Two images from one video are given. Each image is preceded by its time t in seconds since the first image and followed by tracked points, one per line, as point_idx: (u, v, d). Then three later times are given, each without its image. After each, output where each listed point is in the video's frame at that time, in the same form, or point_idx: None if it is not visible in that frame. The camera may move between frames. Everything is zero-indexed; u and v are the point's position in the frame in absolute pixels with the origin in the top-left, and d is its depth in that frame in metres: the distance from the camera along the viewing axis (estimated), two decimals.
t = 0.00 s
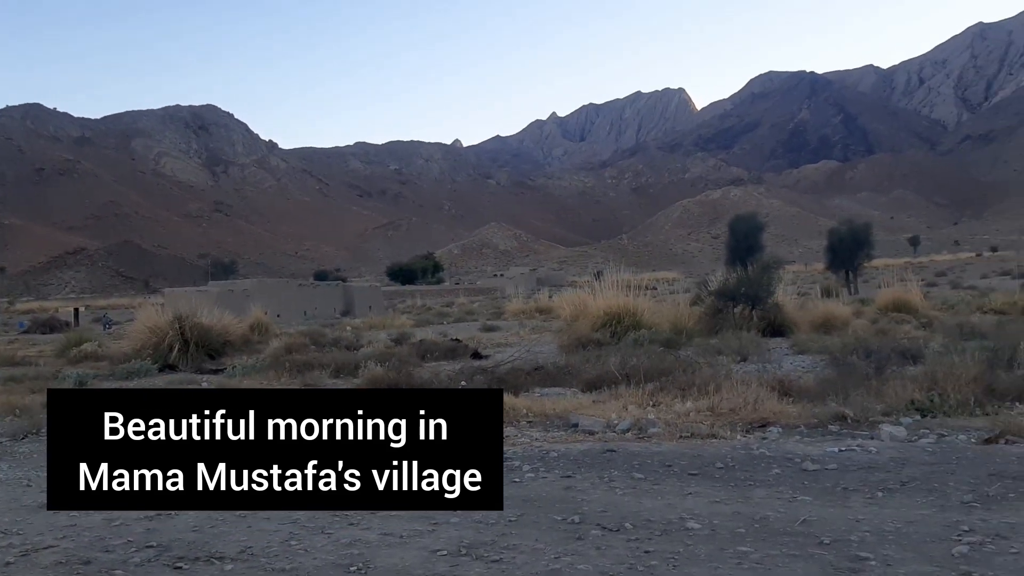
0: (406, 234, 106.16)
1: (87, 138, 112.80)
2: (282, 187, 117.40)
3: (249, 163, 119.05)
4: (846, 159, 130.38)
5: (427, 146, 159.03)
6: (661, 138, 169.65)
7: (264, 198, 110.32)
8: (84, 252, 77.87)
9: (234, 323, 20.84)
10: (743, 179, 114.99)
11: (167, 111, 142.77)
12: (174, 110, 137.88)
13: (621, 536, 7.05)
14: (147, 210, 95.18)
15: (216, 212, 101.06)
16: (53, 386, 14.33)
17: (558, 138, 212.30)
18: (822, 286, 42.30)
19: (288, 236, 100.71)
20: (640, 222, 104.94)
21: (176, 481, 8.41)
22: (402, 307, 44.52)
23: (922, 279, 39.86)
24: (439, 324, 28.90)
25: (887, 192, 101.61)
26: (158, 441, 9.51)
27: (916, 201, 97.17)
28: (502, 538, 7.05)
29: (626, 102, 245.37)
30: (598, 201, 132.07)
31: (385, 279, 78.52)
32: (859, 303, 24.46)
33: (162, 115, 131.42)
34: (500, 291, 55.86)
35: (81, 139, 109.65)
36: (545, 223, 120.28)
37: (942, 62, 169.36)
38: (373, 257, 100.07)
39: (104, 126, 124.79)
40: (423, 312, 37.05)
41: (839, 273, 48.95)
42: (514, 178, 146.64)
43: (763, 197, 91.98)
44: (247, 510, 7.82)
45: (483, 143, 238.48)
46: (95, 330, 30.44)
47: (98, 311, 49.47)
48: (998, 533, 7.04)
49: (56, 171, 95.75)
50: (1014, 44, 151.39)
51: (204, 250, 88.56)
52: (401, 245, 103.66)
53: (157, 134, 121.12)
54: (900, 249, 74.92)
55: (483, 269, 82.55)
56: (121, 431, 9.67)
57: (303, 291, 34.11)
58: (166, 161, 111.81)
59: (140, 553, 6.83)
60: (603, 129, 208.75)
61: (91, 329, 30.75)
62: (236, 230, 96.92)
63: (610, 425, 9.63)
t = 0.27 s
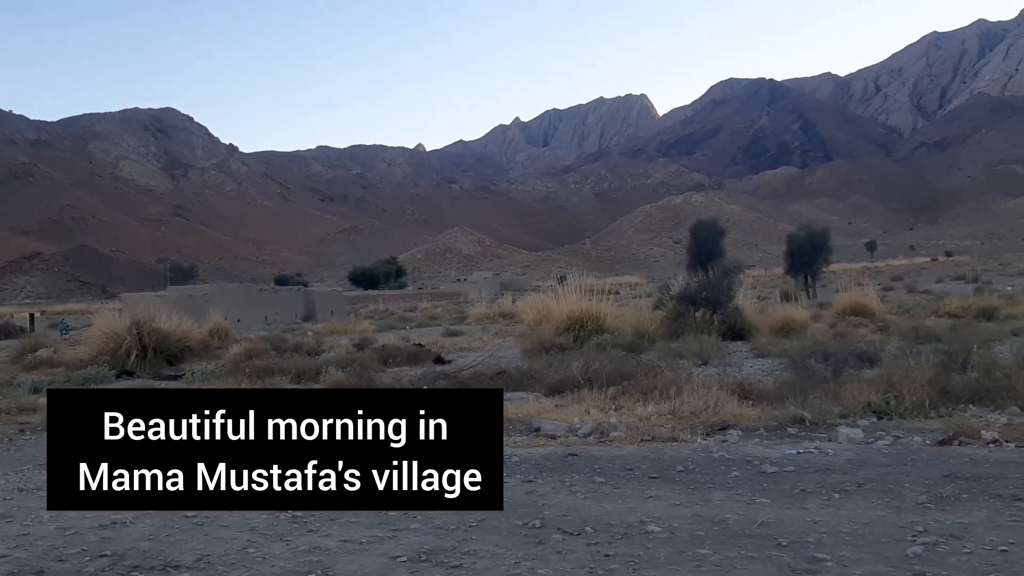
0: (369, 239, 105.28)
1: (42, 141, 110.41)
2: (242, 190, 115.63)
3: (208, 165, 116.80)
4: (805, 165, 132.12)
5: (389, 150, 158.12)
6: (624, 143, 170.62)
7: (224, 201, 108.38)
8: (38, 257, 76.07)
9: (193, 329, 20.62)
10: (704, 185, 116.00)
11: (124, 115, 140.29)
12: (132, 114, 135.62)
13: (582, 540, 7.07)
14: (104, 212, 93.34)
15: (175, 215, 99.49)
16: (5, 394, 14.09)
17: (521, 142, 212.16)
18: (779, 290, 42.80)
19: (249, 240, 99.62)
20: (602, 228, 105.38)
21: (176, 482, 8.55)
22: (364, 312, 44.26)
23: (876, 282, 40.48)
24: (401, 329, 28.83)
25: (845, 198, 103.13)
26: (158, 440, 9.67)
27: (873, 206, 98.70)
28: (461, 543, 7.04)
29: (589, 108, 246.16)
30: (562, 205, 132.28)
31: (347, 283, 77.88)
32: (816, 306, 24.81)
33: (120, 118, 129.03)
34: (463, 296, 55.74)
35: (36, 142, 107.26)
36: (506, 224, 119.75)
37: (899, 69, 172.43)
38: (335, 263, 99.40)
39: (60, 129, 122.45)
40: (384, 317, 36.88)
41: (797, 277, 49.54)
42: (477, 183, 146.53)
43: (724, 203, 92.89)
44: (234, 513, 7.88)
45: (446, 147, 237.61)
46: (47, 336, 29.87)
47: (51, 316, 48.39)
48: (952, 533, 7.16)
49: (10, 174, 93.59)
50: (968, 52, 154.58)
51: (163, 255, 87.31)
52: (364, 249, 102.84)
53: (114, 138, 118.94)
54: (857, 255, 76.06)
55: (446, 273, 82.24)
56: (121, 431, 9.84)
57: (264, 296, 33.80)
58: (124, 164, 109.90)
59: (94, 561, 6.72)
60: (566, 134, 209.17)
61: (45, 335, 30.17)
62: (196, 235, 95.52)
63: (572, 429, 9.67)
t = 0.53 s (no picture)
0: (344, 244, 104.80)
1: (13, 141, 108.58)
2: (217, 193, 114.37)
3: (183, 169, 115.95)
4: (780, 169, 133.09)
5: (365, 152, 157.28)
6: (602, 147, 171.12)
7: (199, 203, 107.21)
8: (8, 262, 74.78)
9: (167, 332, 20.44)
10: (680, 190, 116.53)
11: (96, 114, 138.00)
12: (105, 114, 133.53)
13: (557, 544, 7.07)
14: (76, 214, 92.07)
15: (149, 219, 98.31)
16: None
17: (498, 146, 212.20)
18: (752, 294, 43.06)
19: (223, 243, 98.83)
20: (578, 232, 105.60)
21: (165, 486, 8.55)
22: (340, 316, 44.02)
23: (848, 286, 40.82)
24: (377, 334, 28.70)
25: (819, 202, 104.02)
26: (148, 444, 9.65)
27: (846, 211, 99.58)
28: (436, 548, 7.01)
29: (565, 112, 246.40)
30: (539, 209, 132.33)
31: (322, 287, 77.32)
32: (789, 310, 24.99)
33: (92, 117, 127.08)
34: (440, 300, 55.53)
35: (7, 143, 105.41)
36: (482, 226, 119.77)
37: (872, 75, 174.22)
38: (311, 268, 98.92)
39: (32, 131, 120.86)
40: (360, 321, 36.72)
41: (771, 281, 49.85)
42: (454, 186, 146.29)
43: (699, 208, 93.38)
44: (219, 516, 7.88)
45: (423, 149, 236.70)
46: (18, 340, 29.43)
47: (19, 320, 47.62)
48: (925, 534, 7.22)
49: None
50: (939, 58, 156.53)
51: (136, 257, 86.32)
52: (339, 254, 102.36)
53: (88, 138, 117.27)
54: (831, 259, 76.69)
55: (422, 277, 82.00)
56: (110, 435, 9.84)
57: (238, 299, 33.53)
58: (96, 167, 108.48)
59: (62, 569, 6.64)
60: (543, 138, 209.34)
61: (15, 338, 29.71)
62: (169, 238, 94.42)
63: (548, 433, 9.67)
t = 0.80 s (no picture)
0: (313, 248, 104.13)
1: None
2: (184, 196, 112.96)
3: (149, 172, 114.45)
4: (748, 173, 134.31)
5: (334, 156, 156.38)
6: (572, 152, 171.65)
7: (165, 206, 105.92)
8: None
9: (131, 338, 20.19)
10: (648, 194, 117.21)
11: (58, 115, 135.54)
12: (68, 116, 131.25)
13: (524, 547, 7.09)
14: (39, 216, 90.38)
15: (113, 222, 96.82)
16: None
17: (468, 150, 212.08)
18: (718, 297, 43.40)
19: (191, 247, 97.72)
20: (547, 236, 105.83)
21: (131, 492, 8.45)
22: (307, 320, 43.70)
23: (812, 289, 41.30)
24: (345, 338, 28.58)
25: (785, 207, 105.11)
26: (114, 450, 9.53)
27: (812, 216, 100.72)
28: (403, 552, 7.00)
29: (534, 117, 246.90)
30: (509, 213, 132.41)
31: (290, 292, 76.64)
32: (756, 314, 25.23)
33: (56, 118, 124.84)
34: (408, 305, 55.33)
35: None
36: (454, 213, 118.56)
37: (838, 81, 176.58)
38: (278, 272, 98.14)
39: None
40: (328, 326, 36.50)
41: (738, 285, 50.28)
42: (424, 190, 145.91)
43: (668, 212, 93.95)
44: (185, 523, 7.80)
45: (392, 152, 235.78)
46: None
47: None
48: (886, 535, 7.35)
49: None
50: (902, 65, 159.01)
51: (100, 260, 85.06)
52: (307, 258, 101.72)
53: (51, 140, 115.27)
54: (796, 263, 77.53)
55: (391, 281, 81.69)
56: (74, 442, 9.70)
57: (203, 304, 33.15)
58: (60, 169, 106.62)
59: None
60: (513, 142, 209.53)
61: None
62: (135, 242, 93.08)
63: (517, 436, 9.68)
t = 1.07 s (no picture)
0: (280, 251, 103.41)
1: None
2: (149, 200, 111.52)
3: (112, 175, 112.86)
4: (714, 177, 135.40)
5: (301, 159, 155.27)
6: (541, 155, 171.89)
7: (129, 208, 104.22)
8: None
9: (94, 343, 19.90)
10: (615, 198, 117.75)
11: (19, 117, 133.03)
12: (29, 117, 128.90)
13: (489, 553, 7.08)
14: None
15: (76, 225, 95.22)
16: None
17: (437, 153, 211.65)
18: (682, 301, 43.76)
19: (156, 251, 96.46)
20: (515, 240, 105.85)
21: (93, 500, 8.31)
22: (272, 324, 43.32)
23: (775, 293, 41.75)
24: (311, 342, 28.40)
25: (750, 211, 106.14)
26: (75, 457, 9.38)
27: (777, 220, 101.84)
28: (369, 558, 6.96)
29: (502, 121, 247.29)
30: (477, 217, 132.40)
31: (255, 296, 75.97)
32: (721, 318, 25.49)
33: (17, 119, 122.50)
34: (375, 308, 55.09)
35: None
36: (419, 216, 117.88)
37: (802, 87, 178.85)
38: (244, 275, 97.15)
39: None
40: (294, 330, 36.28)
41: (705, 289, 50.68)
42: (392, 193, 145.34)
43: (635, 216, 94.50)
44: (148, 530, 7.70)
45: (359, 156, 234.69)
46: None
47: None
48: (848, 535, 7.44)
49: None
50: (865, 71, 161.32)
51: (62, 264, 83.57)
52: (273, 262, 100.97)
53: (13, 141, 113.14)
54: (762, 266, 78.35)
55: (358, 285, 81.35)
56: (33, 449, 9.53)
57: (167, 308, 32.76)
58: (21, 171, 104.67)
59: None
60: (481, 145, 209.47)
61: None
62: (98, 245, 91.69)
63: (483, 441, 9.68)
